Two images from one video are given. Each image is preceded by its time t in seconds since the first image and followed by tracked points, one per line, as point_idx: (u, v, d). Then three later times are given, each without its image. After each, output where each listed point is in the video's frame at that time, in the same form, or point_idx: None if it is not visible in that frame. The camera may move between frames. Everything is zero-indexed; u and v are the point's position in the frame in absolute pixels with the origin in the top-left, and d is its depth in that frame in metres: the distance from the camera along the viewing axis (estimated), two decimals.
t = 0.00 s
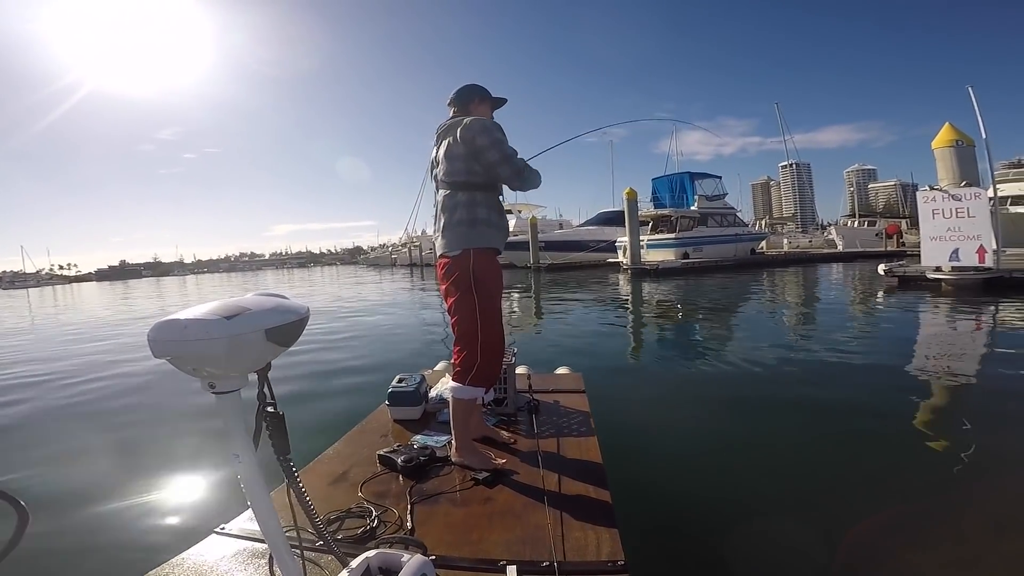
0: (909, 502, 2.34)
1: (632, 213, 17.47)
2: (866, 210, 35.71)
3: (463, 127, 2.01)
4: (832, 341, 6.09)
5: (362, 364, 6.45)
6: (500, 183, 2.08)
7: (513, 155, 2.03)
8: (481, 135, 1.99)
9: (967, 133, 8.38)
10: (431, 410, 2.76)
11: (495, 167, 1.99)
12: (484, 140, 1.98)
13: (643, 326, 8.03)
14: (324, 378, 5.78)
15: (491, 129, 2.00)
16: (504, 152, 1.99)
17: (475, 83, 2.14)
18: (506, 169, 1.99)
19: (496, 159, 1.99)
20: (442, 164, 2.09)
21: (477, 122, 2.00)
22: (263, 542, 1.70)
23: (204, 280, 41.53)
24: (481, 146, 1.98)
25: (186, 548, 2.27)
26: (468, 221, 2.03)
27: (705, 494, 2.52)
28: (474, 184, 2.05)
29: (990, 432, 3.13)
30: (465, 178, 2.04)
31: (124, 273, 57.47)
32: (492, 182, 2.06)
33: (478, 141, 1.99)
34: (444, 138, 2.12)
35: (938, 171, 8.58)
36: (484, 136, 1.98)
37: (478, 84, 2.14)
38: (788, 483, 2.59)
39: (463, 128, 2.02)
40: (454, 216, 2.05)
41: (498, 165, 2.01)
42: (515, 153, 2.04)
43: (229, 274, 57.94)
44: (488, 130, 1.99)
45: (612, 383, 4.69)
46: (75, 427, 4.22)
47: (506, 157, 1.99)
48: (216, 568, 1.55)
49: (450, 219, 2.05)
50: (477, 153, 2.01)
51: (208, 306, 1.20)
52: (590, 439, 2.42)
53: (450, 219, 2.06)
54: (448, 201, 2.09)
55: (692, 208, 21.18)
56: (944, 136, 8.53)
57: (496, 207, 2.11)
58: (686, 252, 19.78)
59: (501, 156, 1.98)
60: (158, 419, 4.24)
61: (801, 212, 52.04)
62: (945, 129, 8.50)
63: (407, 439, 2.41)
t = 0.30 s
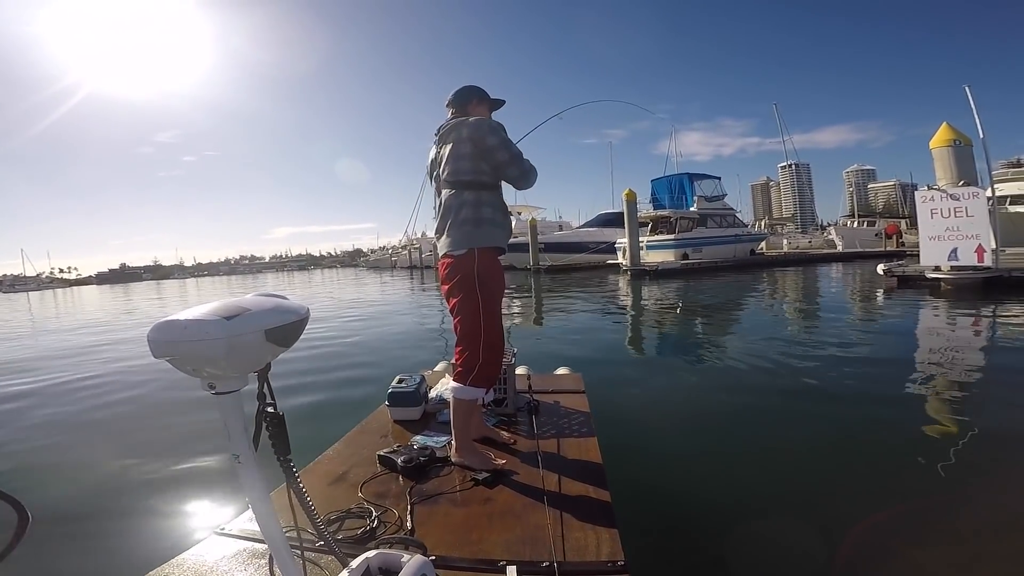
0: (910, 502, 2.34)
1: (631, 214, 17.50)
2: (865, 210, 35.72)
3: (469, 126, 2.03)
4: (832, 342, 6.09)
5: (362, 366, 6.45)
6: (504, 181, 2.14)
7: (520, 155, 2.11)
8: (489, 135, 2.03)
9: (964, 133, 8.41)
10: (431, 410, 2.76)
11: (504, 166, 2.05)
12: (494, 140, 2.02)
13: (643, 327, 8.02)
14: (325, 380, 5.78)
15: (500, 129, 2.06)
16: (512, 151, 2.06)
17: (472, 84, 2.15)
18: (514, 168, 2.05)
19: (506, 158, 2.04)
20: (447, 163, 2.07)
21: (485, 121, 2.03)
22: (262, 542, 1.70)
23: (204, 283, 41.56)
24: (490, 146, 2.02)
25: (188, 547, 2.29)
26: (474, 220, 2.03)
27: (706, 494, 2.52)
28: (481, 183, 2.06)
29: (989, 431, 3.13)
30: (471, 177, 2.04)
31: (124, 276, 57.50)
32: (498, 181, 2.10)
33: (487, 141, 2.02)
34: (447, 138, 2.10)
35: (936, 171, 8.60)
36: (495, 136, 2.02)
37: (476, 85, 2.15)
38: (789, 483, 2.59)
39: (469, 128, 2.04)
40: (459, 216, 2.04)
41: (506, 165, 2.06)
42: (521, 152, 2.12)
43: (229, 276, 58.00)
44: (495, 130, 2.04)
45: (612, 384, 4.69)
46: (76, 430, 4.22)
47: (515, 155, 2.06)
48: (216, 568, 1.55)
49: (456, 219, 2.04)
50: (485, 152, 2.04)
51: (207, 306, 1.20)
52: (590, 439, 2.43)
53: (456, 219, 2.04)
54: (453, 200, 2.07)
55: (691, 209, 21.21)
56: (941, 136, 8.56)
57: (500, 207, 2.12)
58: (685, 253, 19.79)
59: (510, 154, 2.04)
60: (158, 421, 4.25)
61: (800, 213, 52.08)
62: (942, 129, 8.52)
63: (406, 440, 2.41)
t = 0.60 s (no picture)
0: (911, 503, 2.34)
1: (631, 214, 17.48)
2: (866, 212, 35.67)
3: (475, 124, 2.03)
4: (831, 343, 6.08)
5: (363, 364, 6.45)
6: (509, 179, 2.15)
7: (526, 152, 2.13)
8: (495, 134, 2.02)
9: (966, 136, 8.38)
10: (432, 410, 2.76)
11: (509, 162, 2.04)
12: (502, 137, 2.02)
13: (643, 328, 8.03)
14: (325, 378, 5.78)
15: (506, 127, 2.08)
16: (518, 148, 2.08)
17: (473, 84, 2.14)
18: (519, 165, 2.06)
19: (513, 156, 2.04)
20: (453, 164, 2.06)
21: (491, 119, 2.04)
22: (263, 542, 1.70)
23: (204, 280, 41.59)
24: (497, 144, 2.02)
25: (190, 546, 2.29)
26: (480, 220, 2.03)
27: (707, 494, 2.52)
28: (487, 182, 2.05)
29: (988, 432, 3.13)
30: (478, 176, 2.04)
31: (125, 272, 57.55)
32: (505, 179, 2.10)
33: (494, 139, 2.02)
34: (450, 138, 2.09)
35: (937, 174, 8.58)
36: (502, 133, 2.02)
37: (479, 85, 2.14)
38: (791, 484, 2.58)
39: (475, 126, 2.03)
40: (465, 214, 2.04)
41: (512, 164, 2.07)
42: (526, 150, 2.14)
43: (230, 273, 57.98)
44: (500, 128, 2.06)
45: (612, 384, 4.68)
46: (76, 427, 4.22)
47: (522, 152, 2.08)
48: (215, 569, 1.54)
49: (462, 219, 2.03)
50: (492, 151, 2.04)
51: (208, 306, 1.20)
52: (592, 439, 2.42)
53: (461, 218, 2.03)
54: (460, 200, 2.06)
55: (691, 209, 21.19)
56: (943, 139, 8.53)
57: (505, 205, 2.12)
58: (685, 253, 19.79)
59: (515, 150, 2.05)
60: (159, 418, 4.27)
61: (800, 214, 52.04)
62: (943, 131, 8.49)
63: (407, 440, 2.41)
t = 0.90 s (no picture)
0: (913, 504, 2.35)
1: (625, 215, 17.54)
2: (856, 215, 36.04)
3: (481, 116, 2.00)
4: (822, 346, 6.14)
5: (363, 360, 6.43)
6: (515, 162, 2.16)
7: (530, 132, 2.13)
8: (502, 125, 2.00)
9: (953, 143, 8.46)
10: (438, 409, 2.75)
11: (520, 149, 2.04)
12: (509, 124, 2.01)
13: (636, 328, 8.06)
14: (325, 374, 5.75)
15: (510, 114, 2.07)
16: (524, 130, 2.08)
17: (466, 74, 2.08)
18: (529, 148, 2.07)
19: (521, 140, 2.05)
20: (464, 164, 2.04)
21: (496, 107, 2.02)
22: (270, 542, 1.69)
23: (195, 273, 41.25)
24: (506, 135, 2.01)
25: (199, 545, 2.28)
26: (497, 218, 2.02)
27: (710, 494, 2.53)
28: (500, 176, 2.05)
29: (979, 434, 3.17)
30: (491, 172, 2.03)
31: (114, 264, 56.92)
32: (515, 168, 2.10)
33: (502, 128, 2.00)
34: (455, 136, 2.04)
35: (925, 180, 8.68)
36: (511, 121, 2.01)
37: (474, 74, 2.08)
38: (794, 484, 2.60)
39: (482, 120, 1.99)
40: (481, 212, 2.03)
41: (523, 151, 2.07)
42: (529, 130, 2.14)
43: (221, 267, 57.51)
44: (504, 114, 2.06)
45: (611, 383, 4.69)
46: (73, 419, 4.18)
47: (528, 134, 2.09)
48: (224, 569, 1.53)
49: (477, 219, 2.02)
50: (503, 142, 2.03)
51: (217, 305, 1.18)
52: (597, 438, 2.43)
53: (477, 218, 2.02)
54: (475, 200, 2.05)
55: (685, 211, 21.30)
56: (931, 145, 8.60)
57: (516, 198, 2.12)
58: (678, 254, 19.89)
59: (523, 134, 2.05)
60: (158, 413, 4.23)
61: (792, 216, 52.47)
62: (932, 138, 8.56)
63: (414, 439, 2.40)
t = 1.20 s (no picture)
0: (910, 503, 2.36)
1: (622, 215, 17.57)
2: (852, 215, 36.17)
3: (480, 115, 2.00)
4: (819, 345, 6.16)
5: (360, 361, 6.43)
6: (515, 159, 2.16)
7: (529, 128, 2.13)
8: (501, 125, 2.00)
9: (948, 142, 8.50)
10: (437, 409, 2.75)
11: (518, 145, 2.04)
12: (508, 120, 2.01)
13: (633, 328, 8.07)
14: (322, 375, 5.75)
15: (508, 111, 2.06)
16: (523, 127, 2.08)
17: (464, 71, 2.07)
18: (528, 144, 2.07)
19: (520, 137, 2.05)
20: (463, 166, 2.04)
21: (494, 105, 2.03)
22: (268, 542, 1.69)
23: (192, 274, 41.17)
24: (505, 133, 2.00)
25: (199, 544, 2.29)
26: (494, 219, 2.02)
27: (708, 493, 2.54)
28: (498, 176, 2.05)
29: (974, 433, 3.18)
30: (489, 173, 2.03)
31: (110, 266, 56.71)
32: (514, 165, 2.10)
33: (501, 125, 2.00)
34: (453, 138, 2.04)
35: (920, 180, 8.71)
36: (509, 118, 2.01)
37: (472, 71, 2.06)
38: (793, 483, 2.61)
39: (480, 120, 1.99)
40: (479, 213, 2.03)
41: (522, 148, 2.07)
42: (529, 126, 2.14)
43: (217, 268, 57.38)
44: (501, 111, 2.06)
45: (609, 383, 4.69)
46: (70, 420, 4.17)
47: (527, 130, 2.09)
48: (222, 569, 1.53)
49: (474, 220, 2.02)
50: (501, 142, 2.03)
51: (215, 305, 1.18)
52: (596, 438, 2.43)
53: (474, 219, 2.02)
54: (472, 202, 2.05)
55: (682, 210, 21.34)
56: (927, 145, 8.63)
57: (514, 199, 2.12)
58: (675, 254, 19.94)
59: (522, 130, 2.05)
60: (156, 413, 4.22)
61: (788, 216, 52.63)
62: (927, 138, 8.60)
63: (412, 439, 2.40)
